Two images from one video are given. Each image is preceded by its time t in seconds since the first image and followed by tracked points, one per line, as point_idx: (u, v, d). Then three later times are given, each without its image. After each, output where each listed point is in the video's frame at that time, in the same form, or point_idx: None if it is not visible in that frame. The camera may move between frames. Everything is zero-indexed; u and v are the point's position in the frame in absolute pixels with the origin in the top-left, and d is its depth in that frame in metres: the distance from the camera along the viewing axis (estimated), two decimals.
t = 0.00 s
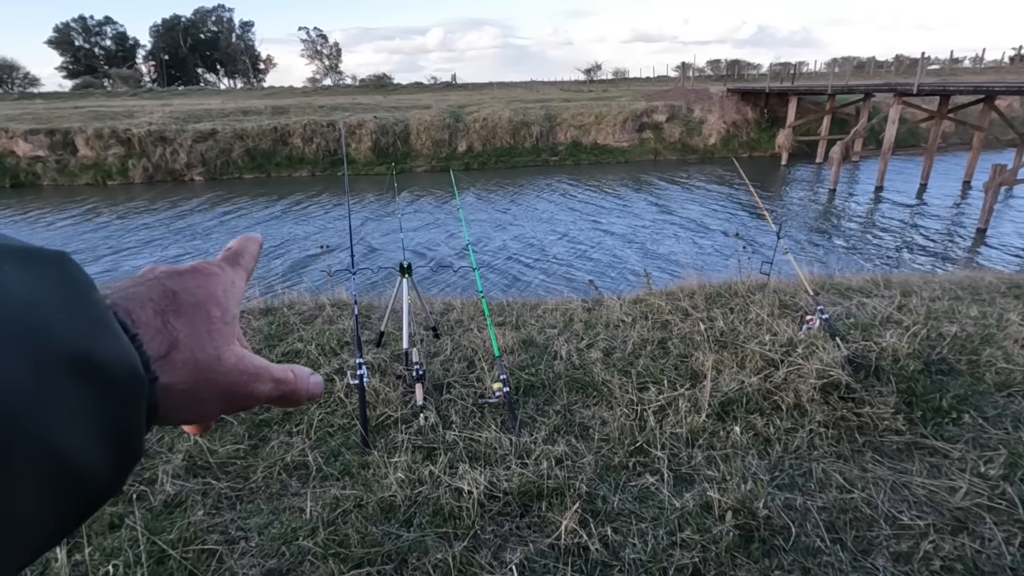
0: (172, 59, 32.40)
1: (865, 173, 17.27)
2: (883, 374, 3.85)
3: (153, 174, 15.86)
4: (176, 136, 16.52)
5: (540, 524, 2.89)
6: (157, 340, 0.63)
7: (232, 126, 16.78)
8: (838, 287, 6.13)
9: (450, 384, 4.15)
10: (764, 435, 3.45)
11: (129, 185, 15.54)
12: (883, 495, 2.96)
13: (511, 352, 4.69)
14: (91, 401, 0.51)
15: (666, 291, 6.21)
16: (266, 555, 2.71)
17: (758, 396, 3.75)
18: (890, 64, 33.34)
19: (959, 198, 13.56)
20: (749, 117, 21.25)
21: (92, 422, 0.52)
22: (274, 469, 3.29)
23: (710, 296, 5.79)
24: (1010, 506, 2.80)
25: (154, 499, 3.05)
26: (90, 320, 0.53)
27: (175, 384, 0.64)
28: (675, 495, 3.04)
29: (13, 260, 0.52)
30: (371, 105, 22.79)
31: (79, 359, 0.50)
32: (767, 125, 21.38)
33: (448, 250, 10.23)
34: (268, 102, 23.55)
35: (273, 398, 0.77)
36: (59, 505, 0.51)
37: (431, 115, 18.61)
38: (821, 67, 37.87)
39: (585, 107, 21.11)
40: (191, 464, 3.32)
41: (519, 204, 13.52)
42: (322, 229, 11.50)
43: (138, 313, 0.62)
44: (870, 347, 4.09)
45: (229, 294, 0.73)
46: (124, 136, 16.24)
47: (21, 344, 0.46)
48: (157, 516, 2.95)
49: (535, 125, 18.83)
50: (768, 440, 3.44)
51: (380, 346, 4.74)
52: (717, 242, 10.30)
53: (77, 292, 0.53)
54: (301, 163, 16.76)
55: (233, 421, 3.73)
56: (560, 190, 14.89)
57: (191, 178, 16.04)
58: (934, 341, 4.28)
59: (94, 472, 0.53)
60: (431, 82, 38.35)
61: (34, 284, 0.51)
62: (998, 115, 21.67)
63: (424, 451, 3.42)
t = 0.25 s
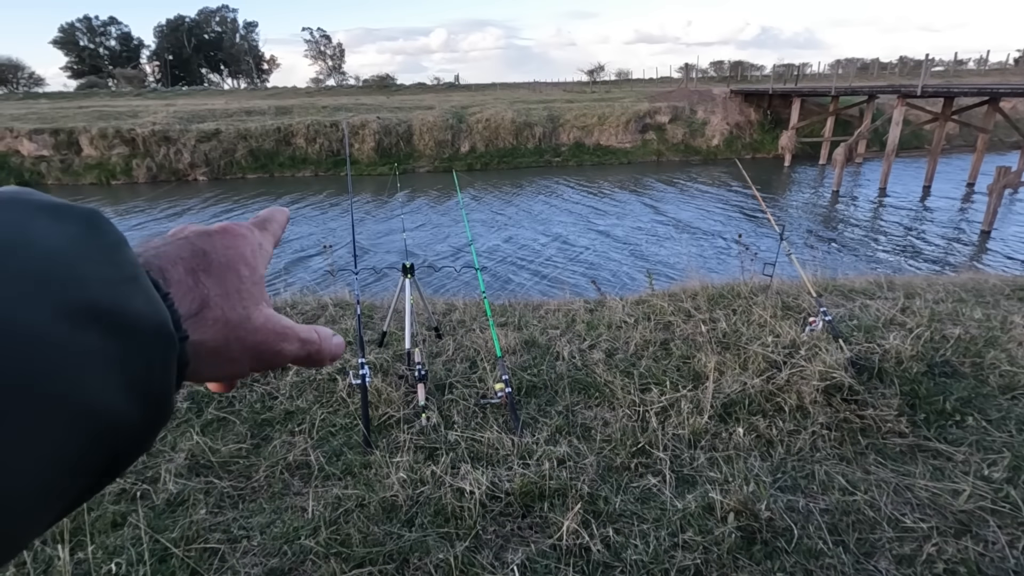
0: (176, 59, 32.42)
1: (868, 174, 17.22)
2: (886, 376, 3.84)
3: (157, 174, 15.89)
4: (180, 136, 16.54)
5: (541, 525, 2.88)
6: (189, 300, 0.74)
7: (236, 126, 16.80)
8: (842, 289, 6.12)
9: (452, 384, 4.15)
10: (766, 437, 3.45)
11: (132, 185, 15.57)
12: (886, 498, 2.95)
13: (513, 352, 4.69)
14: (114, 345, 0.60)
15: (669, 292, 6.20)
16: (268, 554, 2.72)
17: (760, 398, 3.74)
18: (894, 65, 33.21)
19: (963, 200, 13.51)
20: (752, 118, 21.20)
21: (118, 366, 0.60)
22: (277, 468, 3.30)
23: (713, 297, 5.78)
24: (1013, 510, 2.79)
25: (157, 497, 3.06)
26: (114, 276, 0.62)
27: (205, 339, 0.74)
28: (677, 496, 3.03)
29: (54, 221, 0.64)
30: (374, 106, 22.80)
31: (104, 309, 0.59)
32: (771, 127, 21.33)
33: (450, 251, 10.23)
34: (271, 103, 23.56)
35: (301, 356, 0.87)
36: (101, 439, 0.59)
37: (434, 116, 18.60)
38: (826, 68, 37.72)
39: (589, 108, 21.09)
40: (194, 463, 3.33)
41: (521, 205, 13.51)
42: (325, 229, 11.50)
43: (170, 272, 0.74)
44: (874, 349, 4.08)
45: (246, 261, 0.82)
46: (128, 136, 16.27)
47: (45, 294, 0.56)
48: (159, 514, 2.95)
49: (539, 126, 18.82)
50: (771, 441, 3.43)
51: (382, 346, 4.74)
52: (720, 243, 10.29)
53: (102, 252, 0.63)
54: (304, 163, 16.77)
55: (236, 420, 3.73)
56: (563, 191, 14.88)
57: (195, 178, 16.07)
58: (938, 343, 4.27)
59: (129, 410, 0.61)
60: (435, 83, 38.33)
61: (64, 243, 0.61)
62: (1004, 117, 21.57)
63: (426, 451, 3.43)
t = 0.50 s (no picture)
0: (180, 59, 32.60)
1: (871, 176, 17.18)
2: (888, 378, 3.83)
3: (160, 173, 15.98)
4: (184, 136, 16.62)
5: (542, 525, 2.88)
6: (276, 299, 0.67)
7: (239, 126, 16.87)
8: (844, 290, 6.10)
9: (453, 384, 4.15)
10: (768, 438, 3.44)
11: (136, 185, 15.64)
12: (889, 500, 2.93)
13: (514, 353, 4.69)
14: (212, 349, 0.55)
15: (671, 293, 6.20)
16: (268, 554, 2.72)
17: (762, 399, 3.73)
18: (898, 67, 33.15)
19: (967, 202, 13.46)
20: (755, 120, 21.18)
21: (213, 367, 0.55)
22: (277, 468, 3.30)
23: (715, 298, 5.77)
24: (1016, 513, 2.78)
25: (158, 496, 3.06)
26: (214, 276, 0.58)
27: (288, 342, 0.67)
28: (678, 498, 3.03)
29: (157, 220, 0.60)
30: (377, 107, 22.87)
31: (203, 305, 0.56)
32: (773, 128, 21.31)
33: (452, 251, 10.24)
34: (275, 103, 23.65)
35: (377, 369, 0.79)
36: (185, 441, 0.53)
37: (437, 117, 18.65)
38: (829, 70, 37.67)
39: (591, 109, 21.11)
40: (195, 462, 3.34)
41: (524, 205, 13.52)
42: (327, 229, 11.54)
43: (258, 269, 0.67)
44: (876, 351, 4.07)
45: (330, 260, 0.74)
46: (132, 136, 16.35)
47: (147, 287, 0.52)
48: (160, 513, 2.96)
49: (541, 127, 18.84)
50: (772, 443, 3.42)
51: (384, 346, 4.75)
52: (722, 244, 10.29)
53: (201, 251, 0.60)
54: (307, 164, 16.82)
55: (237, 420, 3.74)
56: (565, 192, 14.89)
57: (198, 178, 16.14)
58: (940, 345, 4.25)
59: (221, 412, 0.57)
60: (438, 83, 38.41)
61: (166, 241, 0.58)
62: (1009, 119, 21.48)
63: (427, 451, 3.43)
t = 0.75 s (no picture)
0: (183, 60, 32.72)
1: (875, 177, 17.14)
2: (890, 380, 3.82)
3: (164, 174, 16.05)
4: (187, 137, 16.68)
5: (542, 527, 2.88)
6: (355, 277, 0.70)
7: (242, 127, 16.93)
8: (847, 293, 6.08)
9: (454, 385, 4.15)
10: (769, 440, 3.43)
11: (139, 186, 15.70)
12: (890, 503, 2.92)
13: (516, 354, 4.69)
14: (288, 322, 0.56)
15: (673, 295, 6.19)
16: (269, 554, 2.72)
17: (764, 402, 3.73)
18: (902, 68, 33.04)
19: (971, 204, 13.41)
20: (758, 121, 21.15)
21: (289, 340, 0.56)
22: (278, 467, 3.31)
23: (717, 300, 5.76)
24: (1019, 517, 2.77)
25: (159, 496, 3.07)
26: (290, 251, 0.59)
27: (367, 320, 0.69)
28: (679, 500, 3.02)
29: (237, 190, 0.61)
30: (380, 107, 22.91)
31: (279, 281, 0.56)
32: (776, 130, 21.28)
33: (454, 252, 10.25)
34: (278, 104, 23.70)
35: (452, 343, 0.82)
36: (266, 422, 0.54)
37: (439, 118, 18.67)
38: (832, 72, 37.56)
39: (593, 110, 21.11)
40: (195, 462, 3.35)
41: (526, 206, 13.53)
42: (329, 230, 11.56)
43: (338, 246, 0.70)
44: (878, 353, 4.06)
45: (406, 237, 0.75)
46: (135, 137, 16.41)
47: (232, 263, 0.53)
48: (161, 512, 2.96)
49: (543, 128, 18.85)
50: (774, 445, 3.41)
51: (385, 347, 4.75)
52: (724, 245, 10.29)
53: (278, 222, 0.60)
54: (309, 165, 16.85)
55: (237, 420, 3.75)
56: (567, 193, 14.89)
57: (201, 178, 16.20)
58: (943, 348, 4.24)
59: (295, 392, 0.57)
60: (441, 85, 38.44)
61: (247, 212, 0.58)
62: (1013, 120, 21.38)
63: (428, 452, 3.43)
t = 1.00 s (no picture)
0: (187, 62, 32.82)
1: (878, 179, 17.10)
2: (893, 382, 3.81)
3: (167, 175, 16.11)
4: (191, 138, 16.73)
5: (543, 528, 2.87)
6: (363, 282, 0.74)
7: (245, 128, 16.98)
8: (850, 294, 6.06)
9: (456, 386, 4.15)
10: (771, 442, 3.42)
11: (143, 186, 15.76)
12: (893, 505, 2.91)
13: (517, 355, 4.69)
14: (303, 322, 0.61)
15: (675, 296, 6.18)
16: (270, 554, 2.73)
17: (766, 403, 3.72)
18: (906, 69, 32.97)
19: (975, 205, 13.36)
20: (761, 122, 21.11)
21: (301, 341, 0.60)
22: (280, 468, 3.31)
23: (719, 301, 5.76)
24: None
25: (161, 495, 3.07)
26: (297, 251, 0.62)
27: (376, 323, 0.74)
28: (680, 501, 3.02)
29: (249, 192, 0.64)
30: (383, 108, 22.94)
31: (288, 283, 0.59)
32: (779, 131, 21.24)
33: (456, 253, 10.25)
34: (281, 105, 23.75)
35: (459, 353, 0.86)
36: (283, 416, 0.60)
37: (442, 119, 18.69)
38: (836, 73, 37.48)
39: (596, 111, 21.10)
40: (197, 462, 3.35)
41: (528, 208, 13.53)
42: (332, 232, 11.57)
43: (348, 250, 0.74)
44: (881, 355, 4.05)
45: (413, 248, 0.79)
46: (140, 138, 16.48)
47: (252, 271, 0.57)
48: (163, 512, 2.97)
49: (546, 129, 18.84)
50: (776, 446, 3.40)
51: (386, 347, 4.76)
52: (727, 247, 10.27)
53: (290, 225, 0.63)
54: (312, 166, 16.87)
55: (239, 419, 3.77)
56: (570, 194, 14.89)
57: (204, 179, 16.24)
58: (946, 350, 4.22)
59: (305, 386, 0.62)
60: (444, 86, 38.46)
61: (264, 216, 0.61)
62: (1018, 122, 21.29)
63: (429, 453, 3.42)
